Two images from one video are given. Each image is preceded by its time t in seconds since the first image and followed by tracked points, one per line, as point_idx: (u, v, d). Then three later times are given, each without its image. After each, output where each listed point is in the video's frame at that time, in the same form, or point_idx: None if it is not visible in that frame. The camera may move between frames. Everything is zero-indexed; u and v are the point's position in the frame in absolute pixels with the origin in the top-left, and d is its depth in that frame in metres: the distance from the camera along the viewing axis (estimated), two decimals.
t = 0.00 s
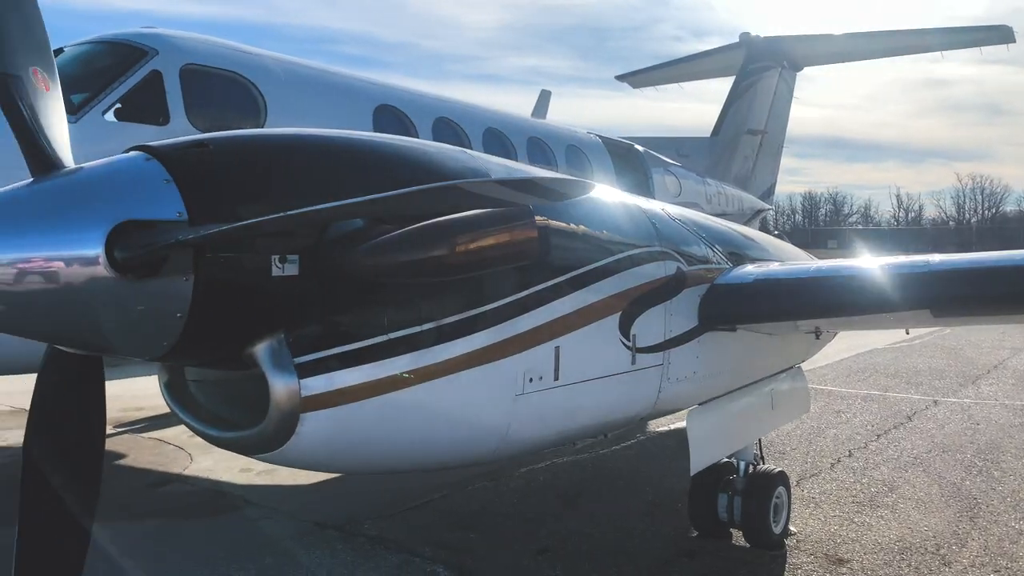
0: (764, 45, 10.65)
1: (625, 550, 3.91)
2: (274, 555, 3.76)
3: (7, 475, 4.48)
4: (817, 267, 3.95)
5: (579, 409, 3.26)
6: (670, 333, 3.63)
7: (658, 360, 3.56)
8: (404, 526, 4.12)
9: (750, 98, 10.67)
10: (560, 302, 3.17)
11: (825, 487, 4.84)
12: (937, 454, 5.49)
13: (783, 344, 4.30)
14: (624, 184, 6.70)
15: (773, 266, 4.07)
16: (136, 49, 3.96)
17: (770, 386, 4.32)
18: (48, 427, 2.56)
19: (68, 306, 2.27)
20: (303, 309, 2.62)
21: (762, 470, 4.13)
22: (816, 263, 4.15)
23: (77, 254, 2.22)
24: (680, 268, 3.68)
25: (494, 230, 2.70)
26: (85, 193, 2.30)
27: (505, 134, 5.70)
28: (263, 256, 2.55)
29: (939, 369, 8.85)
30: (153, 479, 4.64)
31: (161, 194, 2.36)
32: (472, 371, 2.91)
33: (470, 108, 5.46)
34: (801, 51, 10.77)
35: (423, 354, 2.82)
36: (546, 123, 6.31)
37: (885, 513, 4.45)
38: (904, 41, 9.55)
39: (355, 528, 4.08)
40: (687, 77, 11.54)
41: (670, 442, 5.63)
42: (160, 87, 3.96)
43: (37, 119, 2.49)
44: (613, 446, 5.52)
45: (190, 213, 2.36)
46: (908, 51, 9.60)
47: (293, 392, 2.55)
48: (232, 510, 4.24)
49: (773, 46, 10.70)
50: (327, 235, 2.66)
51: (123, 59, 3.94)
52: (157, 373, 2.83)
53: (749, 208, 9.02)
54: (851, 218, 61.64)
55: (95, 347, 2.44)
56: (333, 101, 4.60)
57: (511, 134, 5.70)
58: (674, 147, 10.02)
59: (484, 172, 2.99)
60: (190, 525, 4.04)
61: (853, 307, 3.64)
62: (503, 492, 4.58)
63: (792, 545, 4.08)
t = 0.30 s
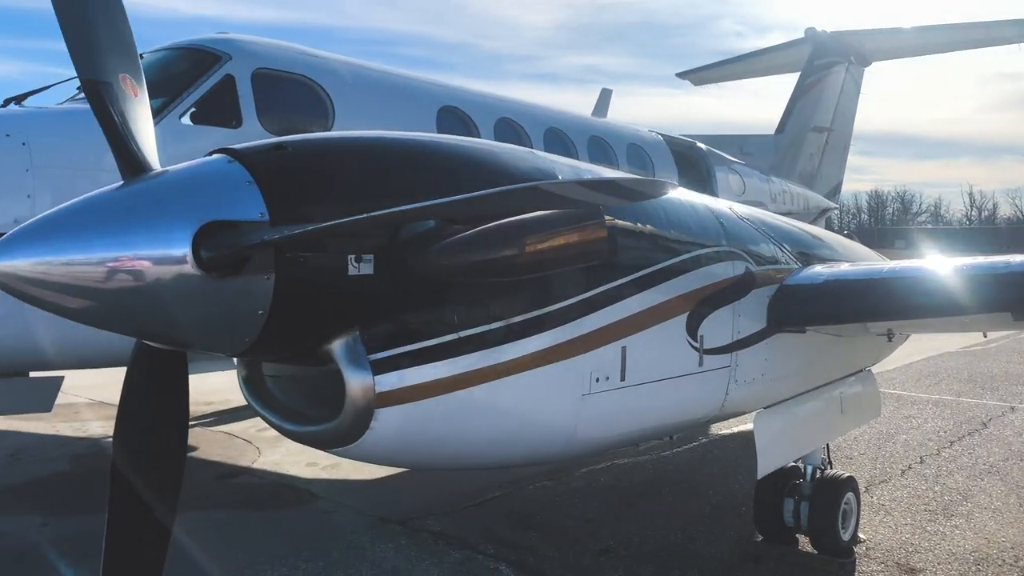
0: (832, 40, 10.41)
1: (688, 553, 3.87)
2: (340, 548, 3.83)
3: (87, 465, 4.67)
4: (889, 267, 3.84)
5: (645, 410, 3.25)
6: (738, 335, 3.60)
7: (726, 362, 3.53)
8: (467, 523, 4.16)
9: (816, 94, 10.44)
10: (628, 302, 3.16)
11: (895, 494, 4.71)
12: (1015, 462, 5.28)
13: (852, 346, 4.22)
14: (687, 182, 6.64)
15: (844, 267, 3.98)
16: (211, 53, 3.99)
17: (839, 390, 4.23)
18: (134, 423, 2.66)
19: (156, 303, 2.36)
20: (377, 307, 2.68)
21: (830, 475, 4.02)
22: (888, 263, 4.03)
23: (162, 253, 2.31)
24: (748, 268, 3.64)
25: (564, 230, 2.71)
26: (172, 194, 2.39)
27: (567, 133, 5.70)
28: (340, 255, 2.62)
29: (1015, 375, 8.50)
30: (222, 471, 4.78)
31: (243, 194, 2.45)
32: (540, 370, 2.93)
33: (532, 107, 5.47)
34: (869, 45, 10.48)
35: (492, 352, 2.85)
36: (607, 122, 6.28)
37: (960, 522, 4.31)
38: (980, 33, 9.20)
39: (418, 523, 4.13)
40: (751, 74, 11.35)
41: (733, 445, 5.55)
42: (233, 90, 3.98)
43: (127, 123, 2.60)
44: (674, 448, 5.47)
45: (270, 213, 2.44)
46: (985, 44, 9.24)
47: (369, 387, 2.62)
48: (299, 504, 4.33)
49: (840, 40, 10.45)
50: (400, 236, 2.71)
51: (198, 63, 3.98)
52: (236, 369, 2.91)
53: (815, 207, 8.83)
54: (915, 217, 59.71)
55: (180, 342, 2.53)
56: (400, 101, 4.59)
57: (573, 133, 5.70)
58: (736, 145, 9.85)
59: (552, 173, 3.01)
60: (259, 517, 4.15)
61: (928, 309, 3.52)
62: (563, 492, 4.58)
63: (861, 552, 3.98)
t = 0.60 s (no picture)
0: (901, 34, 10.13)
1: (751, 557, 3.80)
2: (402, 542, 3.89)
3: (160, 456, 4.83)
4: (966, 268, 3.71)
5: (711, 412, 3.21)
6: (807, 337, 3.53)
7: (794, 364, 3.47)
8: (527, 521, 4.17)
9: (885, 90, 10.17)
10: (694, 303, 3.14)
11: (968, 502, 4.56)
12: None
13: (925, 350, 4.11)
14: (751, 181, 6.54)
15: (917, 267, 3.87)
16: (281, 57, 4.07)
17: (910, 394, 4.13)
18: (211, 417, 2.74)
19: (234, 301, 2.44)
20: (446, 306, 2.72)
21: (900, 482, 3.92)
22: (964, 263, 3.91)
23: (241, 253, 2.39)
24: (817, 269, 3.58)
25: (635, 229, 2.71)
26: (250, 196, 2.48)
27: (629, 132, 5.67)
28: (412, 255, 2.68)
29: None
30: (288, 465, 4.90)
31: (319, 196, 2.53)
32: (606, 370, 2.94)
33: (593, 106, 5.47)
34: (941, 39, 10.15)
35: (559, 352, 2.86)
36: (669, 121, 6.23)
37: None
38: None
39: (478, 520, 4.16)
40: (815, 70, 11.12)
41: (796, 449, 5.44)
42: (301, 95, 4.04)
43: (208, 128, 2.68)
44: (734, 451, 5.40)
45: (345, 215, 2.53)
46: None
47: (438, 384, 2.66)
48: (362, 498, 4.41)
49: (911, 35, 10.15)
50: (469, 237, 2.74)
51: (268, 67, 4.05)
52: (308, 366, 2.99)
53: (884, 206, 8.60)
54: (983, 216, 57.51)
55: (257, 338, 2.60)
56: (465, 102, 4.64)
57: (634, 131, 5.68)
58: (800, 142, 9.62)
59: (619, 174, 3.02)
60: (323, 510, 4.24)
61: (1007, 311, 3.40)
62: (622, 493, 4.56)
63: (933, 562, 3.87)
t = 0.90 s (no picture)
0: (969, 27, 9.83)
1: (810, 563, 3.73)
2: (457, 539, 3.92)
3: (221, 450, 4.96)
4: None
5: (772, 414, 3.16)
6: (871, 338, 3.45)
7: (857, 366, 3.40)
8: (581, 521, 4.16)
9: (950, 85, 9.86)
10: (754, 304, 3.11)
11: None
12: None
13: (994, 353, 3.99)
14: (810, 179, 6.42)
15: (986, 267, 3.75)
16: (340, 59, 4.13)
17: (978, 398, 4.01)
18: (278, 413, 2.80)
19: (299, 299, 2.50)
20: (505, 305, 2.73)
21: (967, 489, 3.79)
22: None
23: (307, 253, 2.46)
24: (881, 269, 3.50)
25: (699, 228, 2.66)
26: (316, 197, 2.55)
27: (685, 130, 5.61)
28: (472, 254, 2.67)
29: None
30: (344, 461, 4.98)
31: (382, 196, 2.58)
32: (665, 370, 2.92)
33: (649, 105, 5.43)
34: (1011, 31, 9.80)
35: (617, 352, 2.85)
36: (725, 118, 6.15)
37: None
38: None
39: (532, 519, 4.16)
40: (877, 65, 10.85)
41: (857, 453, 5.32)
42: (359, 96, 4.09)
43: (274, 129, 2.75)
44: (792, 455, 5.29)
45: (408, 214, 2.58)
46: None
47: (497, 382, 2.67)
48: (416, 494, 4.46)
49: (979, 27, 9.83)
50: (529, 235, 2.75)
51: (327, 69, 4.11)
52: (370, 363, 3.03)
53: (950, 205, 8.34)
54: None
55: (321, 335, 2.65)
56: (521, 102, 4.65)
57: (690, 129, 5.62)
58: (861, 139, 9.39)
59: (679, 172, 3.00)
60: (378, 506, 4.30)
61: None
62: (677, 495, 4.51)
63: (1002, 572, 3.74)
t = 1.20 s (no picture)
0: None
1: (867, 569, 3.65)
2: (508, 537, 3.94)
3: (276, 445, 5.06)
4: None
5: (832, 416, 3.11)
6: (934, 340, 3.37)
7: (921, 368, 3.32)
8: (633, 521, 4.15)
9: (1015, 80, 9.55)
10: (814, 304, 3.06)
11: None
12: None
13: None
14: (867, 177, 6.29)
15: None
16: (394, 60, 4.18)
17: None
18: (337, 407, 2.85)
19: (359, 296, 2.54)
20: (564, 304, 2.73)
21: None
22: None
23: (367, 252, 2.51)
24: (946, 270, 3.42)
25: (759, 227, 2.67)
26: (376, 197, 2.60)
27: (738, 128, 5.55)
28: (531, 252, 2.66)
29: None
30: (395, 457, 5.04)
31: (442, 196, 2.62)
32: (723, 371, 2.91)
33: (702, 103, 5.38)
34: None
35: (673, 352, 2.84)
36: (780, 116, 6.06)
37: None
38: None
39: (583, 519, 4.16)
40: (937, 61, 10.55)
41: (917, 459, 5.19)
42: (413, 97, 4.14)
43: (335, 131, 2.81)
44: (849, 459, 5.19)
45: (467, 213, 2.60)
46: None
47: (554, 380, 2.67)
48: (467, 492, 4.49)
49: None
50: (586, 234, 2.72)
51: (382, 70, 4.16)
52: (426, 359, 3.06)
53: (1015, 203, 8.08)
54: None
55: (380, 332, 2.70)
56: (574, 101, 4.64)
57: (744, 127, 5.56)
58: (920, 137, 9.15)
59: (738, 172, 2.98)
60: (429, 503, 4.34)
61: None
62: (729, 498, 4.46)
63: None
